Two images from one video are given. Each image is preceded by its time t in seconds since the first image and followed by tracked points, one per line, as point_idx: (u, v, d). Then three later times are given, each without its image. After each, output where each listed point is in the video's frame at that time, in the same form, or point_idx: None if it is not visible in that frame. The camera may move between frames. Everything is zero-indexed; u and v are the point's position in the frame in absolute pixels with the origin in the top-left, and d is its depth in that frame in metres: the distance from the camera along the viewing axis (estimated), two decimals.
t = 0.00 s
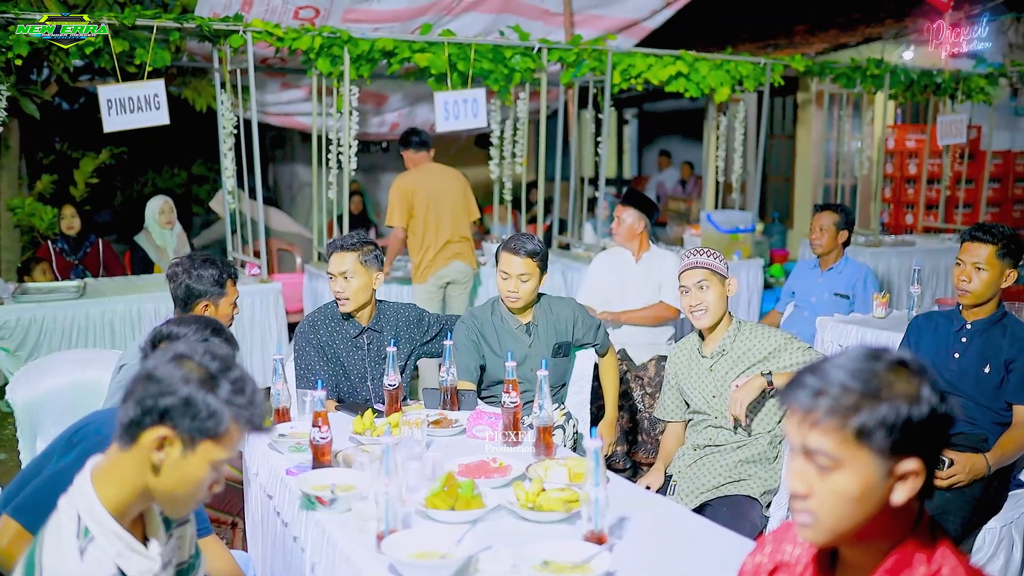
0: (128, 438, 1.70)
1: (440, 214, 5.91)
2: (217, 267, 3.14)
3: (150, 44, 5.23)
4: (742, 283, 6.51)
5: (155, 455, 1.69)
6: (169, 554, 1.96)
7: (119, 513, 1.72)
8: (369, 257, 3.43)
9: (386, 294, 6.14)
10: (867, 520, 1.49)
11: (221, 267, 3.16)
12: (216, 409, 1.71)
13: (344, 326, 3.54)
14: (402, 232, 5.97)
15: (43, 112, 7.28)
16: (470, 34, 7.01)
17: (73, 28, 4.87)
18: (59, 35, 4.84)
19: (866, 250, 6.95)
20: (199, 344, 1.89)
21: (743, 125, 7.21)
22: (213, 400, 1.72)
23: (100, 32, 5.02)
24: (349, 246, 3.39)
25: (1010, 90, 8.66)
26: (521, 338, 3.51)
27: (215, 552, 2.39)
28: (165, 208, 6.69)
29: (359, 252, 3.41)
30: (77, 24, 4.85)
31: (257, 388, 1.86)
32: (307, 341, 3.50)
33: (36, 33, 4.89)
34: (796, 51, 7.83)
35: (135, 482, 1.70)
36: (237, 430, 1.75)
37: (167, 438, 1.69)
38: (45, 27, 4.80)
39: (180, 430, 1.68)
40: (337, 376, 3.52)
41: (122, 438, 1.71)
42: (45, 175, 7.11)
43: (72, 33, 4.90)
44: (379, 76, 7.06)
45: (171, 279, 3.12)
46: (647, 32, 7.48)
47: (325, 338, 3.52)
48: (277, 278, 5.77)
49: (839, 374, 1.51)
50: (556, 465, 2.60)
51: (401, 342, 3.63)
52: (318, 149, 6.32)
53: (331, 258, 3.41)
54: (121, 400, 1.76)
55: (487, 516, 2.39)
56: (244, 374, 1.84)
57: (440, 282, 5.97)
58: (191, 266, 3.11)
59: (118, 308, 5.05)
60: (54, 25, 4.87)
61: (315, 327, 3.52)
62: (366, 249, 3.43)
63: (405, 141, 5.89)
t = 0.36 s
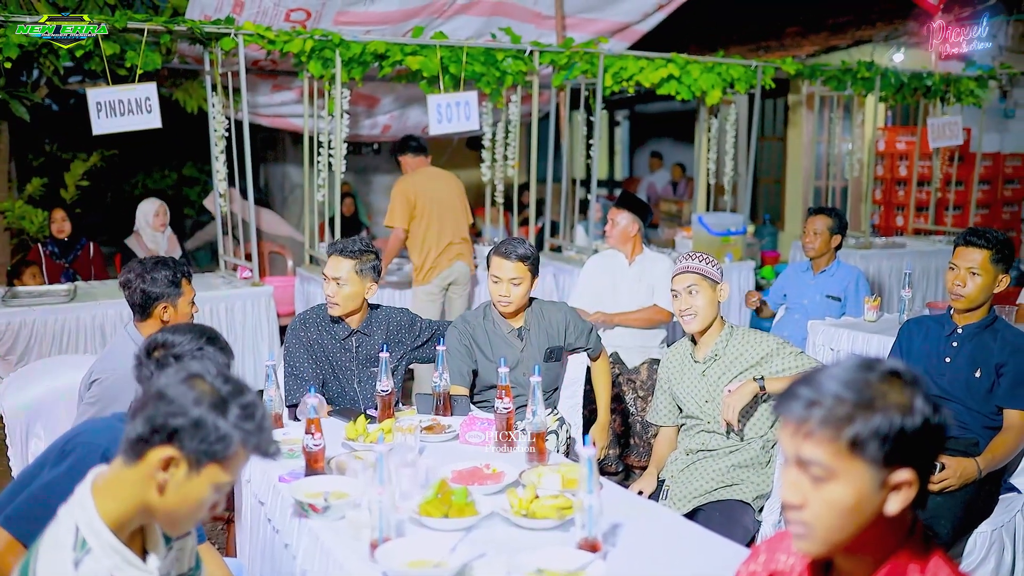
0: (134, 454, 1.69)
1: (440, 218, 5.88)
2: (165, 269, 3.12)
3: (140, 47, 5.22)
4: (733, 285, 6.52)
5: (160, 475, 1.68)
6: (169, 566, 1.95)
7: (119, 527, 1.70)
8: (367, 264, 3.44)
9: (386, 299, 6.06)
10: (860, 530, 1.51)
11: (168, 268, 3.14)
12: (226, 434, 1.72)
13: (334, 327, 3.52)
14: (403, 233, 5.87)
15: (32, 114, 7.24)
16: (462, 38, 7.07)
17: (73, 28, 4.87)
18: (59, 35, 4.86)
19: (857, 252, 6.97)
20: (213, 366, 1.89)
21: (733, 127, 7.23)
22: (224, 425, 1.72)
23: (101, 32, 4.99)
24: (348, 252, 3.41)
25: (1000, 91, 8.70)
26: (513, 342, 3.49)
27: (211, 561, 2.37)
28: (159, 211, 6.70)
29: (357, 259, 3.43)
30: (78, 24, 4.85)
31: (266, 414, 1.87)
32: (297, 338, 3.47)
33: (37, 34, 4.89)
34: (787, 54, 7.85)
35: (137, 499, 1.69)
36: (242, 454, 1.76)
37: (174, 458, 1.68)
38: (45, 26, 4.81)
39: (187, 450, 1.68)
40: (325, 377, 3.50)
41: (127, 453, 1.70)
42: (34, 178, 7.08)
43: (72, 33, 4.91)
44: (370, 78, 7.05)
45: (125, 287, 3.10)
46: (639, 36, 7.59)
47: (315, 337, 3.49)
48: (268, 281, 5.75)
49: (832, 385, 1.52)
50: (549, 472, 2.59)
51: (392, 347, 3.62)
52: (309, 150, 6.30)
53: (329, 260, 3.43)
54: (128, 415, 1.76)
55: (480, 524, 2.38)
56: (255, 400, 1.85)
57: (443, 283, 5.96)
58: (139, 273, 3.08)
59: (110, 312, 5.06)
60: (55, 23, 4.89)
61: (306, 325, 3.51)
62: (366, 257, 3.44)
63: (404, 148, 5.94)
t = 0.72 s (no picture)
0: (120, 462, 1.68)
1: (434, 221, 5.86)
2: (154, 268, 3.11)
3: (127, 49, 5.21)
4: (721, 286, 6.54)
5: (145, 482, 1.67)
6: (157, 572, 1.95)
7: (103, 534, 1.69)
8: (358, 271, 3.43)
9: (378, 302, 6.04)
10: (848, 536, 1.53)
11: (158, 267, 3.12)
12: (212, 441, 1.71)
13: (325, 334, 3.52)
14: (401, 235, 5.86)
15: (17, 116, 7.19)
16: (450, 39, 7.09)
17: (73, 28, 4.88)
18: (59, 35, 4.87)
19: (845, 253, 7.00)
20: (202, 375, 1.89)
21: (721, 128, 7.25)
22: (211, 432, 1.71)
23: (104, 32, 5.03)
24: (340, 257, 3.39)
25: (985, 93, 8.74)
26: (502, 346, 3.48)
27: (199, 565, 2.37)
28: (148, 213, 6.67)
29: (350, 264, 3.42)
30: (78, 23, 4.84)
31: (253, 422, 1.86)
32: (288, 348, 3.48)
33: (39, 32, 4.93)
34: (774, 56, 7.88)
35: (123, 506, 1.68)
36: (229, 461, 1.75)
37: (160, 466, 1.67)
38: (46, 27, 4.84)
39: (174, 458, 1.67)
40: (317, 384, 3.51)
41: (113, 461, 1.69)
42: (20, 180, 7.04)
43: (72, 33, 4.92)
44: (358, 79, 7.03)
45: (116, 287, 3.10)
46: (628, 38, 7.60)
47: (306, 346, 3.49)
48: (255, 284, 5.74)
49: (821, 393, 1.54)
50: (538, 476, 2.59)
51: (384, 351, 3.62)
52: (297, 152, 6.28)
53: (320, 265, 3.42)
54: (114, 423, 1.75)
55: (469, 529, 2.38)
56: (242, 408, 1.84)
57: (440, 285, 5.95)
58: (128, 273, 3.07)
59: (96, 315, 5.04)
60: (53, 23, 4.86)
61: (297, 334, 3.51)
62: (358, 263, 3.43)
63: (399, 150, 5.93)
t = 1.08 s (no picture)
0: (97, 473, 1.66)
1: (418, 226, 5.85)
2: (147, 275, 3.08)
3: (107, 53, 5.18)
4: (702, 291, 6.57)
5: (124, 493, 1.65)
6: None
7: (81, 546, 1.68)
8: (294, 281, 3.36)
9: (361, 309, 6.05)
10: (827, 545, 1.57)
11: (151, 275, 3.10)
12: (191, 451, 1.69)
13: (289, 348, 3.48)
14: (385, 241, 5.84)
15: None
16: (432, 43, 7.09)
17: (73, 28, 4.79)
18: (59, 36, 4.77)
19: (825, 257, 7.05)
20: (181, 385, 1.87)
21: (702, 133, 7.29)
22: (189, 442, 1.70)
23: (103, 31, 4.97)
24: (273, 274, 3.32)
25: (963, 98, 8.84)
26: (482, 353, 3.48)
27: None
28: (128, 218, 6.62)
29: (283, 278, 3.35)
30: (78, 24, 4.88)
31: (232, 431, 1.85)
32: (254, 366, 3.43)
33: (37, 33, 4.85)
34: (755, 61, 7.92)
35: (101, 517, 1.66)
36: (208, 471, 1.74)
37: (138, 476, 1.65)
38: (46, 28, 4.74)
39: (152, 468, 1.66)
40: (291, 398, 3.48)
41: (90, 472, 1.67)
42: None
43: (72, 34, 4.84)
44: (340, 84, 7.02)
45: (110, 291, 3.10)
46: (609, 43, 7.63)
47: (274, 362, 3.46)
48: (237, 289, 5.71)
49: (797, 404, 1.56)
50: (519, 484, 2.59)
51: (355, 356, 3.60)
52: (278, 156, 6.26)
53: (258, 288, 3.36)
54: (92, 433, 1.73)
55: (451, 537, 2.38)
56: (221, 418, 1.82)
57: (424, 291, 5.95)
58: (121, 278, 3.06)
59: (75, 321, 4.99)
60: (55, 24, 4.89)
61: (262, 352, 3.45)
62: (292, 273, 3.36)
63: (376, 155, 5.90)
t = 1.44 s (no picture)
0: (75, 490, 1.65)
1: (399, 238, 5.85)
2: (193, 331, 3.08)
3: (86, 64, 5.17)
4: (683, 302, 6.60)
5: (102, 510, 1.64)
6: None
7: (58, 565, 1.67)
8: (248, 293, 3.31)
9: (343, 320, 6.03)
10: (807, 558, 1.58)
11: (198, 331, 3.09)
12: (170, 467, 1.68)
13: (260, 361, 3.46)
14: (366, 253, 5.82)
15: None
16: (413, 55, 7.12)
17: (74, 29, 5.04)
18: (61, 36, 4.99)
19: (805, 267, 7.10)
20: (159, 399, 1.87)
21: (683, 144, 7.33)
22: (168, 457, 1.69)
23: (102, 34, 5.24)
24: (225, 292, 3.27)
25: (940, 110, 8.95)
26: (464, 364, 3.48)
27: None
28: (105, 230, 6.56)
29: (237, 293, 3.30)
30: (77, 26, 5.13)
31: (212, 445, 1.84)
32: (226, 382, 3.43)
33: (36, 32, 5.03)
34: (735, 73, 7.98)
35: (77, 535, 1.65)
36: (188, 486, 1.72)
37: (117, 493, 1.64)
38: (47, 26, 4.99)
39: (131, 484, 1.65)
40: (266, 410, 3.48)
41: (68, 489, 1.66)
42: None
43: (73, 33, 5.08)
44: (322, 95, 7.01)
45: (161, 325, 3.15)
46: (590, 54, 7.68)
47: (245, 376, 3.44)
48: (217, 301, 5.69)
49: (776, 418, 1.58)
50: (501, 497, 2.59)
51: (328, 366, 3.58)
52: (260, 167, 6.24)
53: (216, 307, 3.31)
54: (70, 449, 1.71)
55: (432, 551, 2.38)
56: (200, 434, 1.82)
57: (405, 302, 5.95)
58: (175, 322, 3.08)
59: (53, 334, 4.94)
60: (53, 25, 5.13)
61: (234, 366, 3.43)
62: (245, 287, 3.30)
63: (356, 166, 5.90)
